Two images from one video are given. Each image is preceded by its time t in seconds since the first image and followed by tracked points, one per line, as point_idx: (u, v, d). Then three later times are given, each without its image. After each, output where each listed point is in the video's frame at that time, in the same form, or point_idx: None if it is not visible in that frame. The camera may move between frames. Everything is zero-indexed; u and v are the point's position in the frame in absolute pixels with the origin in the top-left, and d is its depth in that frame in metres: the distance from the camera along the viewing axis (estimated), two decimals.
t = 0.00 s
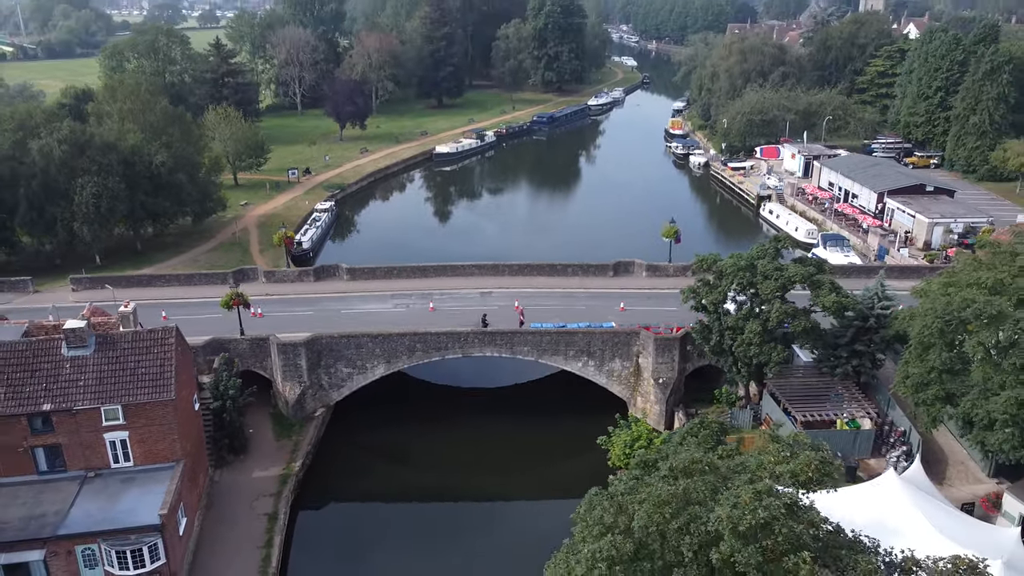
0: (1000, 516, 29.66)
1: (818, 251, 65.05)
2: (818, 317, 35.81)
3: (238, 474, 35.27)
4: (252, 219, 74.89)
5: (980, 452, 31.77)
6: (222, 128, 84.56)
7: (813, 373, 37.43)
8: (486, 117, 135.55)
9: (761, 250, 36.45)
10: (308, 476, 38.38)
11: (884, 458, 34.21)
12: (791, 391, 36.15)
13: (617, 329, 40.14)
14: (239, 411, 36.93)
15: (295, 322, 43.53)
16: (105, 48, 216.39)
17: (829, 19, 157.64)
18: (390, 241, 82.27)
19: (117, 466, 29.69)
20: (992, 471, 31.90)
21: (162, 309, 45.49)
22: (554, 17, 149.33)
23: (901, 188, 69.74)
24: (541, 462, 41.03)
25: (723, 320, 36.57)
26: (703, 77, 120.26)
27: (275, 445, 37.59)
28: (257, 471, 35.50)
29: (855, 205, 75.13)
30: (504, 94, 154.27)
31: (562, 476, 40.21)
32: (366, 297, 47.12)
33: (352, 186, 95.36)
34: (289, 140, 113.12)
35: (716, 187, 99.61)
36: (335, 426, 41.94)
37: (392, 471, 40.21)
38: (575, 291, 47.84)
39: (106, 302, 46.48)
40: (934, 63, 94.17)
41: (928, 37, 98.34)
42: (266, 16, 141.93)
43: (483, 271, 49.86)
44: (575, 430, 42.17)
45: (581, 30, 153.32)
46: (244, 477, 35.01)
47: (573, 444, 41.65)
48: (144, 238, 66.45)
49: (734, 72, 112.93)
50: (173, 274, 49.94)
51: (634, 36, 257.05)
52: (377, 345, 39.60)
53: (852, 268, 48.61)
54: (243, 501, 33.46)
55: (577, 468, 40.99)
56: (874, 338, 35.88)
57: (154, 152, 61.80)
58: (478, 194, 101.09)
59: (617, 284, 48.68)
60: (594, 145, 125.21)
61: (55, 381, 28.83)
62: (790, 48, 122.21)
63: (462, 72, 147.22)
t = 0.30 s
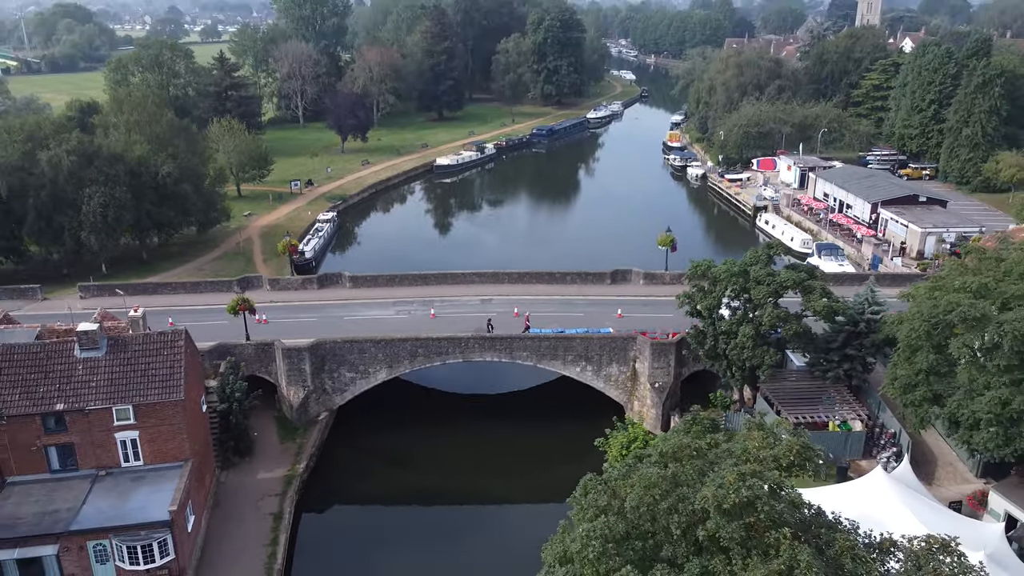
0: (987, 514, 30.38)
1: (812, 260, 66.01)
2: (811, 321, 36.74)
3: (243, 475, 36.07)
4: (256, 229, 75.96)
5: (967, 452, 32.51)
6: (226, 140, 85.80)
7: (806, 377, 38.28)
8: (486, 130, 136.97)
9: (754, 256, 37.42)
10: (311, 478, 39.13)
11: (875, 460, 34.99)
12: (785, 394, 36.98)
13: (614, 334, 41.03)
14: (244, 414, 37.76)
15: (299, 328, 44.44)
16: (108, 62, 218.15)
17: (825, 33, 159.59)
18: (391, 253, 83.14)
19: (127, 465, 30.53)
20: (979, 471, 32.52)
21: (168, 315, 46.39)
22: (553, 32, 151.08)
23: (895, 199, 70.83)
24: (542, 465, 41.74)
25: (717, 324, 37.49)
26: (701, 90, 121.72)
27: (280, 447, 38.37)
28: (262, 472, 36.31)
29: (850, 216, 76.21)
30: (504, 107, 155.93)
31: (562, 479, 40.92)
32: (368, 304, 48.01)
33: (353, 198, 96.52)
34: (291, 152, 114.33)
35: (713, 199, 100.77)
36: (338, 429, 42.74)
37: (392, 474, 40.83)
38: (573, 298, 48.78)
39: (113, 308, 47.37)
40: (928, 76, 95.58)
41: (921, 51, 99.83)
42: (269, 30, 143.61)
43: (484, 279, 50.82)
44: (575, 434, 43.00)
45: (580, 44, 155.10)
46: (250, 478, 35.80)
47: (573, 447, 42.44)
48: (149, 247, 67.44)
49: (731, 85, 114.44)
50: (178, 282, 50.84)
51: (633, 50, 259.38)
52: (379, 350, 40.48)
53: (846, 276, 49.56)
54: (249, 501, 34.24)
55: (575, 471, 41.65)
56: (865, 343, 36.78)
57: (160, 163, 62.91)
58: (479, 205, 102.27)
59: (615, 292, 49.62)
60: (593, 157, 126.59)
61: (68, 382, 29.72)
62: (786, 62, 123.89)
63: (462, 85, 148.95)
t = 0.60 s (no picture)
0: (972, 512, 31.38)
1: (807, 270, 67.07)
2: (802, 327, 37.82)
3: (249, 477, 37.00)
4: (259, 241, 77.11)
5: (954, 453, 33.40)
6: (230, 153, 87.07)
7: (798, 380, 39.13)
8: (486, 144, 138.59)
9: (747, 264, 38.51)
10: (316, 482, 39.98)
11: (865, 460, 35.79)
12: (779, 397, 37.73)
13: (611, 341, 42.02)
14: (250, 417, 38.68)
15: (303, 335, 45.45)
16: (111, 78, 220.36)
17: (820, 49, 161.75)
18: (392, 265, 84.27)
19: (138, 464, 31.48)
20: (966, 471, 33.36)
21: (175, 323, 47.42)
22: (552, 48, 153.08)
23: (888, 211, 72.05)
24: (543, 468, 42.56)
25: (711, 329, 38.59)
26: (698, 105, 123.45)
27: (285, 451, 39.30)
28: (267, 474, 37.24)
29: (844, 227, 77.46)
30: (504, 122, 157.71)
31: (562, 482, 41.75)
32: (371, 313, 49.05)
33: (355, 211, 97.81)
34: (293, 166, 115.74)
35: (709, 212, 102.08)
36: (342, 435, 43.67)
37: (392, 478, 41.64)
38: (571, 307, 49.86)
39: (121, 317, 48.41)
40: (920, 91, 97.17)
41: (914, 66, 101.47)
42: (272, 46, 145.59)
43: (483, 289, 51.90)
44: (574, 439, 43.92)
45: (579, 60, 157.13)
46: (255, 480, 36.74)
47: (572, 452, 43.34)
48: (155, 259, 68.55)
49: (727, 100, 116.14)
50: (184, 292, 51.85)
51: (631, 66, 262.04)
52: (382, 357, 41.46)
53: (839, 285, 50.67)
54: (255, 502, 35.15)
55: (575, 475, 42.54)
56: (856, 348, 37.81)
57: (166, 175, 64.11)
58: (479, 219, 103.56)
59: (613, 301, 50.71)
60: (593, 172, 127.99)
61: (82, 384, 30.72)
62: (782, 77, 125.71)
63: (462, 100, 150.84)
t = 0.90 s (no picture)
0: (959, 512, 32.39)
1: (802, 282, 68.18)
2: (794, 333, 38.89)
3: (255, 481, 37.93)
4: (263, 253, 78.28)
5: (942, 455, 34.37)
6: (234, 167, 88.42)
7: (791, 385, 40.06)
8: (486, 159, 140.16)
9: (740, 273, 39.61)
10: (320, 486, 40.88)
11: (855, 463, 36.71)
12: (771, 401, 38.62)
13: (609, 348, 43.01)
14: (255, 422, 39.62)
15: (307, 342, 46.47)
16: (114, 93, 222.77)
17: (816, 66, 163.82)
18: (393, 278, 85.44)
19: (149, 466, 32.44)
20: (953, 473, 34.32)
21: (182, 331, 48.43)
22: (551, 64, 155.03)
23: (881, 223, 73.31)
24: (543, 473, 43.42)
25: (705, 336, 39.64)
26: (695, 120, 125.15)
27: (290, 455, 40.24)
28: (273, 477, 38.16)
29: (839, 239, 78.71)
30: (503, 137, 159.51)
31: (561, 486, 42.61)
32: (373, 322, 50.08)
33: (357, 224, 99.14)
34: (296, 180, 117.14)
35: (707, 225, 103.36)
36: (346, 440, 44.62)
37: (392, 483, 42.51)
38: (570, 316, 50.93)
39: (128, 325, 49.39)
40: (913, 106, 98.80)
41: (907, 82, 103.12)
42: (274, 62, 147.52)
43: (484, 298, 52.98)
44: (574, 445, 44.84)
45: (578, 76, 159.11)
46: (261, 483, 37.65)
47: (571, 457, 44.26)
48: (160, 270, 69.66)
49: (724, 115, 117.80)
50: (190, 301, 52.87)
51: (630, 82, 264.59)
52: (385, 363, 42.45)
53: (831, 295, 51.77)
54: (261, 504, 36.05)
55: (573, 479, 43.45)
56: (846, 354, 38.85)
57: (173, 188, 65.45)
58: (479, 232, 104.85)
59: (610, 310, 51.77)
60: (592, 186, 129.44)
61: (95, 387, 31.72)
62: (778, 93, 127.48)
63: (462, 115, 152.62)
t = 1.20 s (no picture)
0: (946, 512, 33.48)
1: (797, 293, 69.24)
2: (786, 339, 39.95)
3: (261, 484, 38.87)
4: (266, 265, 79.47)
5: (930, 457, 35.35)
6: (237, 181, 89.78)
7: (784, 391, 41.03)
8: (486, 173, 141.77)
9: (734, 282, 40.69)
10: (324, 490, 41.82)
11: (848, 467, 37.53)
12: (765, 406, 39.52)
13: (606, 356, 44.00)
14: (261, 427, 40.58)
15: (311, 350, 47.47)
16: (118, 109, 225.08)
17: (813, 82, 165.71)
18: (394, 290, 86.64)
19: (159, 467, 33.39)
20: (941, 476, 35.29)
21: (188, 339, 49.47)
22: (551, 80, 156.92)
23: (875, 235, 74.49)
24: (544, 477, 44.29)
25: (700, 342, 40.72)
26: (692, 134, 126.75)
27: (294, 459, 41.15)
28: (278, 480, 39.09)
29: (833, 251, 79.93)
30: (503, 151, 161.19)
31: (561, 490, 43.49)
32: (376, 331, 51.13)
33: (359, 237, 100.42)
34: (298, 194, 118.56)
35: (704, 238, 104.65)
36: (349, 446, 45.54)
37: (395, 488, 43.44)
38: (568, 324, 52.01)
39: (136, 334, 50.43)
40: (907, 120, 100.32)
41: (901, 97, 104.59)
42: (277, 78, 149.50)
43: (484, 308, 54.06)
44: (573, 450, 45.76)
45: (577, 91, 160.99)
46: (267, 486, 38.59)
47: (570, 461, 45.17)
48: (166, 281, 70.83)
49: (721, 130, 119.36)
50: (195, 310, 53.92)
51: (629, 98, 266.77)
52: (387, 370, 43.41)
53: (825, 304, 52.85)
54: (268, 506, 36.97)
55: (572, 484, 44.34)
56: (838, 360, 39.84)
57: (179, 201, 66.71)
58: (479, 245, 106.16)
59: (608, 319, 52.83)
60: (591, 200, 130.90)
61: (107, 391, 32.75)
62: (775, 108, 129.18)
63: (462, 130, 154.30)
